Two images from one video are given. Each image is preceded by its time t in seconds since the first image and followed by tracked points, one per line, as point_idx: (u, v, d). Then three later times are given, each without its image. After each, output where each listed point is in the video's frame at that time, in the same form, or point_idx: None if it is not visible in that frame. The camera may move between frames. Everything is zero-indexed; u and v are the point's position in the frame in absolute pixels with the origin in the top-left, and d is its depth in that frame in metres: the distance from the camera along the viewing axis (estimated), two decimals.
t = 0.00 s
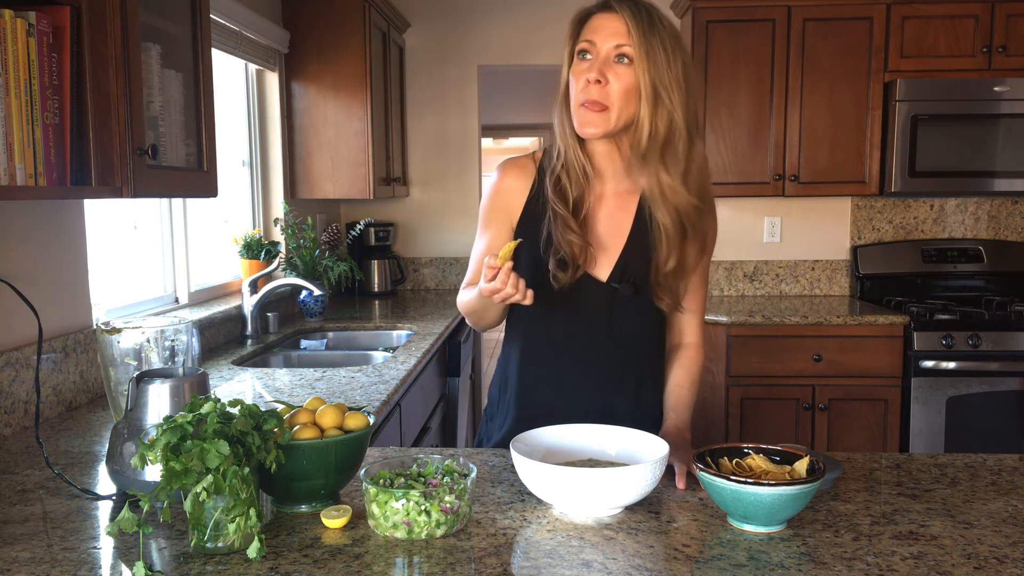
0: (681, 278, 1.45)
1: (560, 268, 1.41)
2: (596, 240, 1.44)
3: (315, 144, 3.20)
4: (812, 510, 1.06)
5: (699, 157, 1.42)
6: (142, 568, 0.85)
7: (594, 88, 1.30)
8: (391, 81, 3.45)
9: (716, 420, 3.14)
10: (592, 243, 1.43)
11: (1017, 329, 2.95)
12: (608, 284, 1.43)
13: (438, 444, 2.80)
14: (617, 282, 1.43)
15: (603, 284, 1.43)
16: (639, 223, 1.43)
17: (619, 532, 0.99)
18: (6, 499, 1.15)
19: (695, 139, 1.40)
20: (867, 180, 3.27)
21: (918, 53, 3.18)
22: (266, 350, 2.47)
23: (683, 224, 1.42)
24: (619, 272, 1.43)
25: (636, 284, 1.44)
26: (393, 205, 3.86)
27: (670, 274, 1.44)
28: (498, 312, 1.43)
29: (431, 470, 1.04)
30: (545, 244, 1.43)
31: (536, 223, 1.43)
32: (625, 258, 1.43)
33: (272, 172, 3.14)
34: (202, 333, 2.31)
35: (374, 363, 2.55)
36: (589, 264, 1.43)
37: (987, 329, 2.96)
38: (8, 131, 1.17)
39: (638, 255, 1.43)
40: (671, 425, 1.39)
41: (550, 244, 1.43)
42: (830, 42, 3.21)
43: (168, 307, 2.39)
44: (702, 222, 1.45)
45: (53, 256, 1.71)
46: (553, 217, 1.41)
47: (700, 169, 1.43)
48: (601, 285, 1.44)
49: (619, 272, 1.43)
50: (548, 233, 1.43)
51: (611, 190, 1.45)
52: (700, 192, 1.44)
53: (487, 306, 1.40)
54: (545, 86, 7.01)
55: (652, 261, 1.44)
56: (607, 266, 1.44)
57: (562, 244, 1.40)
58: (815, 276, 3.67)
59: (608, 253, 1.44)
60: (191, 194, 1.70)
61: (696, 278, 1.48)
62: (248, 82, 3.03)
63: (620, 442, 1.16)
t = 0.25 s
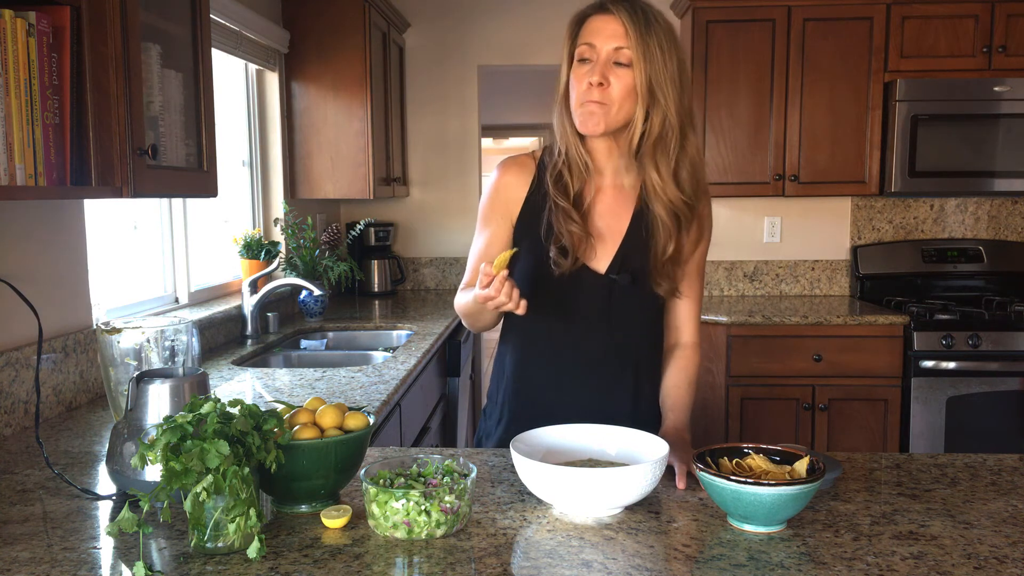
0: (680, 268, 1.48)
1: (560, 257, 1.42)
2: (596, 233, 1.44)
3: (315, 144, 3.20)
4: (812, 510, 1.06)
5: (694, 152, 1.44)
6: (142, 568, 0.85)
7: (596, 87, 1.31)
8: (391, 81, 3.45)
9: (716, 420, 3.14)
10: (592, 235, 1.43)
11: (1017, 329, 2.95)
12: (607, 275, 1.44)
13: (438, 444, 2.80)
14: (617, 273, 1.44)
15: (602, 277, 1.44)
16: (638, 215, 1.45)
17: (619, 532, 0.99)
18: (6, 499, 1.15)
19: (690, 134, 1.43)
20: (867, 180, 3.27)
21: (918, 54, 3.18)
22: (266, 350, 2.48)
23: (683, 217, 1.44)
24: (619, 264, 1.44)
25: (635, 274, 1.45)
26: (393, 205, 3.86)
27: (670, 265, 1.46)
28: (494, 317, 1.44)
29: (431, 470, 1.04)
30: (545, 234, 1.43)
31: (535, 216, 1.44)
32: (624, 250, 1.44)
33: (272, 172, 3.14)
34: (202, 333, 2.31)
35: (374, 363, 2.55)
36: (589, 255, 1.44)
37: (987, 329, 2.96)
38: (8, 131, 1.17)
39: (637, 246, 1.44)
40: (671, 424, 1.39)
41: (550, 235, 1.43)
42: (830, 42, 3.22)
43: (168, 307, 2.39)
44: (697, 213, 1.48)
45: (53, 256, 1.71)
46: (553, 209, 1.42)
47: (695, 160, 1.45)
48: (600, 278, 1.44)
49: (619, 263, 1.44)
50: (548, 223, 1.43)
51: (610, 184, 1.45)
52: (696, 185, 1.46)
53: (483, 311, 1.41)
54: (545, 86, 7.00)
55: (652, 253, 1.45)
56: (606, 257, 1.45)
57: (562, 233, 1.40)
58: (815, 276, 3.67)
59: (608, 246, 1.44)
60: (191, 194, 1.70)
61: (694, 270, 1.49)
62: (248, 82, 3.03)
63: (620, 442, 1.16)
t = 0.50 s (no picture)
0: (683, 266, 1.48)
1: (557, 255, 1.42)
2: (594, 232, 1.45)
3: (315, 144, 3.20)
4: (812, 510, 1.06)
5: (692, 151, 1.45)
6: (141, 568, 0.85)
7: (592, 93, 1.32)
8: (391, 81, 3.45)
9: (716, 420, 3.14)
10: (589, 233, 1.44)
11: (1017, 329, 2.95)
12: (604, 271, 1.44)
13: (438, 444, 2.80)
14: (614, 270, 1.44)
15: (599, 273, 1.44)
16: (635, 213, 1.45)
17: (619, 532, 0.99)
18: (6, 499, 1.15)
19: (688, 134, 1.44)
20: (867, 180, 3.27)
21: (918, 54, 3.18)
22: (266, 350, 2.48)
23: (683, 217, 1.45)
24: (616, 261, 1.44)
25: (632, 270, 1.45)
26: (393, 205, 3.86)
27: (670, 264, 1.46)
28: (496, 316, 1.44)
29: (431, 470, 1.04)
30: (541, 232, 1.43)
31: (532, 215, 1.44)
32: (621, 248, 1.44)
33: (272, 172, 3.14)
34: (202, 333, 2.30)
35: (374, 363, 2.55)
36: (587, 253, 1.44)
37: (987, 329, 2.95)
38: (7, 131, 1.17)
39: (636, 243, 1.44)
40: (671, 424, 1.39)
41: (547, 233, 1.43)
42: (830, 42, 3.21)
43: (168, 307, 2.39)
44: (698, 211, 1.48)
45: (53, 256, 1.71)
46: (550, 208, 1.42)
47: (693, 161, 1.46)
48: (598, 274, 1.44)
49: (616, 260, 1.44)
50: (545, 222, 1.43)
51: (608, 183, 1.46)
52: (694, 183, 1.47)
53: (486, 311, 1.41)
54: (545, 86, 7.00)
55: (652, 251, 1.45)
56: (604, 255, 1.45)
57: (559, 233, 1.41)
58: (815, 276, 3.67)
59: (607, 245, 1.45)
60: (191, 194, 1.70)
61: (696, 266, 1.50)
62: (248, 82, 3.03)
63: (620, 442, 1.16)
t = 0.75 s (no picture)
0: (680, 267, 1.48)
1: (554, 253, 1.42)
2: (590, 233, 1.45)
3: (315, 144, 3.19)
4: (812, 510, 1.06)
5: (689, 154, 1.44)
6: (142, 568, 0.85)
7: (582, 100, 1.32)
8: (391, 81, 3.45)
9: (716, 420, 3.14)
10: (585, 233, 1.45)
11: (1017, 329, 2.95)
12: (603, 272, 1.45)
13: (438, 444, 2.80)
14: (612, 269, 1.44)
15: (599, 273, 1.45)
16: (632, 214, 1.45)
17: (619, 532, 0.99)
18: (6, 499, 1.15)
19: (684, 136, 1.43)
20: (867, 180, 3.27)
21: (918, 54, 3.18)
22: (266, 350, 2.48)
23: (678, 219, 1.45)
24: (615, 260, 1.44)
25: (631, 269, 1.45)
26: (393, 205, 3.86)
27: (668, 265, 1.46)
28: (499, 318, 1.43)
29: (431, 470, 1.04)
30: (539, 231, 1.44)
31: (530, 214, 1.45)
32: (621, 248, 1.44)
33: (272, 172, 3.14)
34: (202, 333, 2.30)
35: (374, 363, 2.55)
36: (584, 252, 1.45)
37: (987, 329, 2.95)
38: (7, 131, 1.17)
39: (635, 244, 1.45)
40: (671, 424, 1.39)
41: (544, 231, 1.44)
42: (830, 42, 3.22)
43: (168, 307, 2.39)
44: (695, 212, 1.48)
45: (52, 256, 1.71)
46: (547, 209, 1.43)
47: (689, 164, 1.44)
48: (598, 274, 1.45)
49: (615, 260, 1.44)
50: (542, 222, 1.44)
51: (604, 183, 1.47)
52: (690, 186, 1.46)
53: (488, 312, 1.41)
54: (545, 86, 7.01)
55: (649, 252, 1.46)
56: (602, 255, 1.45)
57: (556, 232, 1.42)
58: (815, 276, 3.67)
59: (603, 245, 1.46)
60: (191, 194, 1.70)
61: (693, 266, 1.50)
62: (248, 82, 3.03)
63: (620, 442, 1.16)
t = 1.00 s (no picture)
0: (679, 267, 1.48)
1: (555, 252, 1.42)
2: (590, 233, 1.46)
3: (315, 144, 3.19)
4: (812, 510, 1.06)
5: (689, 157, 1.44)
6: (142, 568, 0.85)
7: (587, 105, 1.32)
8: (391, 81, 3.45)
9: (716, 420, 3.14)
10: (585, 234, 1.45)
11: (1017, 329, 2.95)
12: (603, 272, 1.45)
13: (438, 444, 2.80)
14: (612, 268, 1.44)
15: (598, 272, 1.45)
16: (632, 214, 1.46)
17: (619, 532, 0.99)
18: (6, 499, 1.15)
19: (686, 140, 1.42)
20: (867, 180, 3.27)
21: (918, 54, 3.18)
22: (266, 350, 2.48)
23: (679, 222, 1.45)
24: (615, 259, 1.44)
25: (631, 268, 1.45)
26: (393, 205, 3.86)
27: (667, 265, 1.46)
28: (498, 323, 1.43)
29: (431, 470, 1.04)
30: (539, 230, 1.45)
31: (530, 214, 1.46)
32: (620, 248, 1.44)
33: (272, 172, 3.14)
34: (202, 333, 2.31)
35: (374, 363, 2.55)
36: (583, 252, 1.45)
37: (987, 329, 2.95)
38: (8, 131, 1.17)
39: (634, 245, 1.45)
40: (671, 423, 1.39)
41: (544, 231, 1.44)
42: (830, 42, 3.21)
43: (168, 307, 2.39)
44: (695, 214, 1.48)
45: (52, 256, 1.71)
46: (547, 210, 1.43)
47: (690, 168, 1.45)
48: (598, 273, 1.45)
49: (615, 259, 1.44)
50: (543, 222, 1.44)
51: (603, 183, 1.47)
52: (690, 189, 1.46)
53: (489, 314, 1.41)
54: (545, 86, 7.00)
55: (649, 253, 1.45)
56: (602, 255, 1.46)
57: (556, 232, 1.42)
58: (815, 276, 3.67)
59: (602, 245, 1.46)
60: (190, 194, 1.70)
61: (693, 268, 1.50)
62: (248, 82, 3.03)
63: (620, 442, 1.16)
